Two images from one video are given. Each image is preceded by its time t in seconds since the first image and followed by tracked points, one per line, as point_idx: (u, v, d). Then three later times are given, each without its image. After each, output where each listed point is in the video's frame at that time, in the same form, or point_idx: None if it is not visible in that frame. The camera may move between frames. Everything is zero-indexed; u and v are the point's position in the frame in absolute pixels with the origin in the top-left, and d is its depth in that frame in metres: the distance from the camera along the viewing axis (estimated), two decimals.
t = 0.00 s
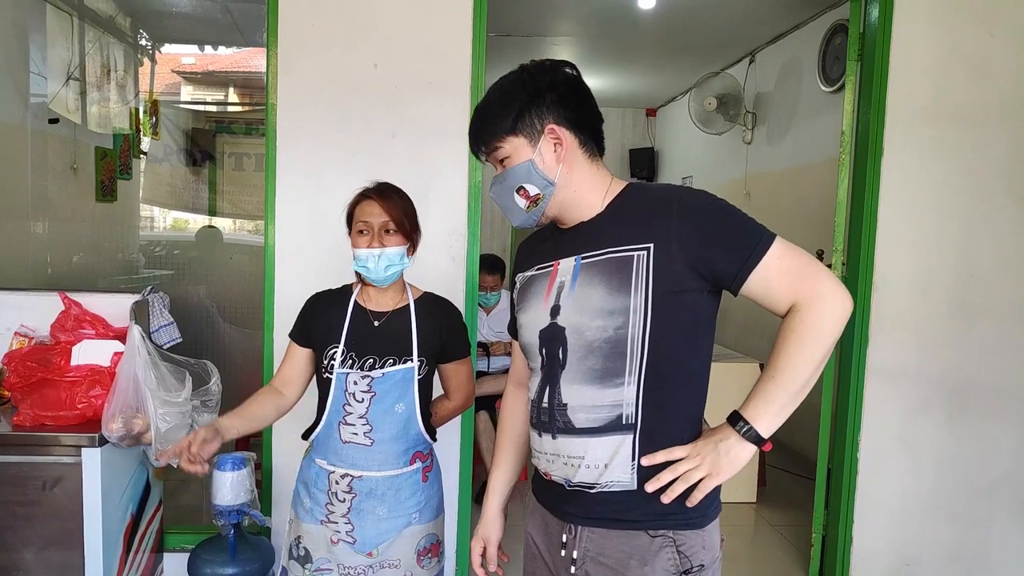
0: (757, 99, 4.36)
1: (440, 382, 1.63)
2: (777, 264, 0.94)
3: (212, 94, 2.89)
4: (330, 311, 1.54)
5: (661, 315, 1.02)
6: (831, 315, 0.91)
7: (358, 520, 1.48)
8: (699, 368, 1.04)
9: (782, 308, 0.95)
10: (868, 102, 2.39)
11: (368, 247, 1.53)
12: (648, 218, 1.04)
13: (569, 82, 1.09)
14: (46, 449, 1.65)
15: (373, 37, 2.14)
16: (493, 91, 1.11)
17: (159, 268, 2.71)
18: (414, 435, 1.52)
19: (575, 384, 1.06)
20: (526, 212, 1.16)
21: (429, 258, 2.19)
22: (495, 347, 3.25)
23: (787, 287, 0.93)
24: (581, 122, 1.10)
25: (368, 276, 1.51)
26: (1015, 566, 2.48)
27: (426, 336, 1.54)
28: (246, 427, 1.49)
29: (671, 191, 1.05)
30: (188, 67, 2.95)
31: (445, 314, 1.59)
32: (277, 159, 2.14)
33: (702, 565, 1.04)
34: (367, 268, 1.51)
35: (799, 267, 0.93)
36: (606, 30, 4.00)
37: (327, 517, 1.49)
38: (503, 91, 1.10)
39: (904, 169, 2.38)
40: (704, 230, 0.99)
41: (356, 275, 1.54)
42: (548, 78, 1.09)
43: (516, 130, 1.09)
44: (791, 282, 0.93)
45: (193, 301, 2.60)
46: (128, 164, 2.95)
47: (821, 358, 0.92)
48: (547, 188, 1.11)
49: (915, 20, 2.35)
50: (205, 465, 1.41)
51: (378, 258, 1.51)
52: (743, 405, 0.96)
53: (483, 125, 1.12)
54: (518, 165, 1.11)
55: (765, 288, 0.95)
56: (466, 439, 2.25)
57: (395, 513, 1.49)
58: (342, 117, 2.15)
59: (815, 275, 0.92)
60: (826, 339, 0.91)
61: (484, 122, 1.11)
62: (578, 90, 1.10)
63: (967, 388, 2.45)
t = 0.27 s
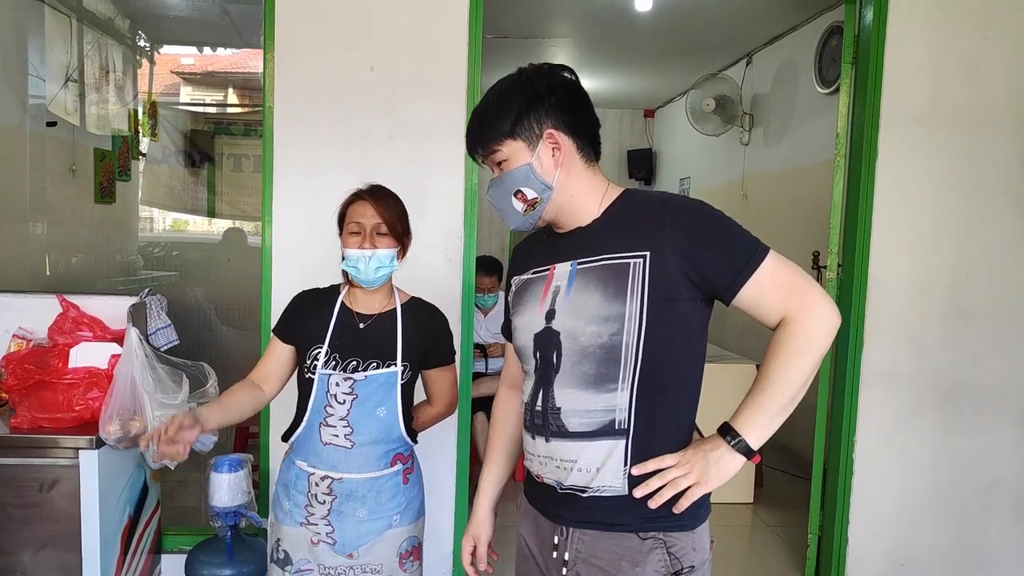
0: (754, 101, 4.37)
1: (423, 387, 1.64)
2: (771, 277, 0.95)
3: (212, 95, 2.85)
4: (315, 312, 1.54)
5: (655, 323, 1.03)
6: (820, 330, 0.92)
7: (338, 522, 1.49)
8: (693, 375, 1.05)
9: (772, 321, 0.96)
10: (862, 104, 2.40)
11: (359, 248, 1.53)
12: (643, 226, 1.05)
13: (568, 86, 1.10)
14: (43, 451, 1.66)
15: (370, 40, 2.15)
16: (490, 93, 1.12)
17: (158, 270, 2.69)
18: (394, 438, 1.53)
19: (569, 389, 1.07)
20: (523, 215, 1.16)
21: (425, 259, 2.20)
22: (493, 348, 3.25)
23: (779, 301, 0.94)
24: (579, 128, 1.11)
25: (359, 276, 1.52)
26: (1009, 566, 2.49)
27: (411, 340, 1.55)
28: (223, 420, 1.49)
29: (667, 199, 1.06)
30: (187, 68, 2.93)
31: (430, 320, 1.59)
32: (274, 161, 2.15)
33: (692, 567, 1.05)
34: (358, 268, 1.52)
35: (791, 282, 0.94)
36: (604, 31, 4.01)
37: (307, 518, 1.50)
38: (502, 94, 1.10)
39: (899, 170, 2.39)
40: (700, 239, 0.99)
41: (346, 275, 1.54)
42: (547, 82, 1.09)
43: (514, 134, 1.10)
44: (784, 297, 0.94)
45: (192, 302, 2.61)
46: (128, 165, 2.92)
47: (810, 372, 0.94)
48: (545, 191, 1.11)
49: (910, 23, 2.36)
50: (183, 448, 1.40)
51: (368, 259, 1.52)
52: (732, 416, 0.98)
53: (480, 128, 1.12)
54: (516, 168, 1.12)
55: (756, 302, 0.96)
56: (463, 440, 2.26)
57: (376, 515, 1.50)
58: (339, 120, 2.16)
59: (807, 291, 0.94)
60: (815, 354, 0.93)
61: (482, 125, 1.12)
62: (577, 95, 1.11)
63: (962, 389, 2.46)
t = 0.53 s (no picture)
0: (753, 100, 4.36)
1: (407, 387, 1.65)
2: (766, 282, 0.94)
3: (211, 94, 2.83)
4: (300, 313, 1.52)
5: (651, 325, 1.02)
6: (813, 336, 0.91)
7: (328, 526, 1.47)
8: (686, 377, 1.04)
9: (766, 327, 0.95)
10: (860, 103, 2.39)
11: (360, 246, 1.53)
12: (639, 228, 1.04)
13: (564, 85, 1.09)
14: (36, 451, 1.65)
15: (365, 39, 2.14)
16: (486, 90, 1.11)
17: (155, 270, 2.69)
18: (383, 437, 1.53)
19: (562, 392, 1.06)
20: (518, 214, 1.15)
21: (420, 259, 2.20)
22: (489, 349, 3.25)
23: (774, 306, 0.93)
24: (575, 127, 1.10)
25: (358, 276, 1.50)
26: (1007, 567, 2.48)
27: (399, 340, 1.55)
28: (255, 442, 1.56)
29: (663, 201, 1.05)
30: (185, 66, 2.93)
31: (415, 319, 1.59)
32: (269, 161, 2.15)
33: (683, 568, 1.07)
34: (359, 268, 1.50)
35: (786, 287, 0.93)
36: (602, 31, 4.00)
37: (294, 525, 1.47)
38: (497, 92, 1.09)
39: (897, 170, 2.38)
40: (697, 242, 0.98)
41: (341, 274, 1.52)
42: (543, 80, 1.08)
43: (510, 132, 1.09)
44: (779, 302, 0.93)
45: (188, 302, 2.60)
46: (125, 165, 2.89)
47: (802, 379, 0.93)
48: (540, 191, 1.11)
49: (907, 22, 2.36)
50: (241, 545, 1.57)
51: (372, 258, 1.51)
52: (726, 421, 0.96)
53: (475, 126, 1.11)
54: (512, 167, 1.10)
55: (751, 306, 0.95)
56: (459, 441, 2.25)
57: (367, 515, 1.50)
58: (334, 119, 2.15)
59: (802, 296, 0.93)
60: (809, 361, 0.92)
61: (477, 123, 1.10)
62: (573, 94, 1.10)
63: (959, 389, 2.45)
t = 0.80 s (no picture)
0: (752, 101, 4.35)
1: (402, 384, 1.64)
2: (763, 284, 0.94)
3: (211, 95, 2.80)
4: (296, 313, 1.51)
5: (649, 326, 1.02)
6: (809, 338, 0.91)
7: (332, 527, 1.47)
8: (682, 378, 1.04)
9: (762, 328, 0.95)
10: (859, 104, 2.39)
11: (352, 248, 1.53)
12: (637, 229, 1.04)
13: (567, 84, 1.09)
14: (33, 451, 1.65)
15: (363, 39, 2.14)
16: (488, 83, 1.09)
17: (154, 270, 2.69)
18: (386, 436, 1.54)
19: (559, 392, 1.06)
20: (517, 212, 1.14)
21: (419, 260, 2.19)
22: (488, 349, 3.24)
23: (770, 307, 0.93)
24: (577, 126, 1.10)
25: (350, 278, 1.50)
26: (1006, 568, 2.48)
27: (395, 339, 1.56)
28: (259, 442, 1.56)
29: (661, 202, 1.05)
30: (185, 67, 2.89)
31: (410, 318, 1.60)
32: (267, 161, 2.14)
33: (680, 569, 1.07)
34: (352, 269, 1.50)
35: (783, 289, 0.93)
36: (601, 31, 4.00)
37: (294, 525, 1.48)
38: (502, 87, 1.07)
39: (895, 170, 2.38)
40: (695, 243, 0.98)
41: (333, 275, 1.51)
42: (547, 78, 1.07)
43: (515, 128, 1.07)
44: (776, 303, 0.93)
45: (187, 302, 2.60)
46: (123, 165, 2.88)
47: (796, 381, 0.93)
48: (543, 189, 1.10)
49: (906, 22, 2.36)
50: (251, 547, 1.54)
51: (364, 259, 1.51)
52: (722, 422, 0.96)
53: (478, 120, 1.09)
54: (515, 162, 1.09)
55: (748, 308, 0.95)
56: (457, 441, 2.25)
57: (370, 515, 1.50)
58: (332, 119, 2.15)
59: (798, 299, 0.93)
60: (804, 364, 0.92)
61: (480, 117, 1.08)
62: (575, 93, 1.10)
63: (958, 390, 2.45)
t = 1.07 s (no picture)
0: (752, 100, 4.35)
1: (405, 382, 1.64)
2: (764, 284, 0.93)
3: (211, 95, 2.79)
4: (296, 313, 1.51)
5: (650, 325, 1.02)
6: (809, 340, 0.91)
7: (334, 527, 1.47)
8: (682, 378, 1.03)
9: (764, 329, 0.94)
10: (860, 103, 2.38)
11: (350, 246, 1.52)
12: (638, 228, 1.03)
13: (574, 79, 1.08)
14: (31, 452, 1.64)
15: (362, 38, 2.13)
16: (496, 75, 1.08)
17: (153, 271, 2.67)
18: (389, 435, 1.53)
19: (560, 391, 1.05)
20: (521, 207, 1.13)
21: (418, 259, 2.19)
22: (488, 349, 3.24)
23: (772, 308, 0.93)
24: (583, 123, 1.09)
25: (349, 275, 1.49)
26: (1007, 568, 2.47)
27: (395, 338, 1.55)
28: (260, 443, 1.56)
29: (663, 201, 1.04)
30: (184, 67, 2.88)
31: (411, 316, 1.59)
32: (266, 160, 2.14)
33: (680, 569, 1.07)
34: (350, 266, 1.50)
35: (784, 290, 0.93)
36: (601, 31, 3.99)
37: (294, 525, 1.47)
38: (509, 80, 1.06)
39: (896, 169, 2.38)
40: (697, 243, 0.97)
41: (331, 273, 1.51)
42: (555, 73, 1.06)
43: (522, 122, 1.06)
44: (777, 304, 0.92)
45: (186, 302, 2.59)
46: (123, 165, 2.84)
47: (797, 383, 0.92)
48: (549, 184, 1.09)
49: (907, 20, 2.35)
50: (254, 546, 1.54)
51: (362, 257, 1.51)
52: (723, 422, 0.95)
53: (484, 112, 1.07)
54: (522, 157, 1.08)
55: (750, 308, 0.94)
56: (457, 441, 2.24)
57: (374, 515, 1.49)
58: (332, 118, 2.15)
59: (799, 300, 0.92)
60: (805, 365, 0.91)
61: (486, 110, 1.07)
62: (582, 89, 1.09)
63: (959, 389, 2.44)
